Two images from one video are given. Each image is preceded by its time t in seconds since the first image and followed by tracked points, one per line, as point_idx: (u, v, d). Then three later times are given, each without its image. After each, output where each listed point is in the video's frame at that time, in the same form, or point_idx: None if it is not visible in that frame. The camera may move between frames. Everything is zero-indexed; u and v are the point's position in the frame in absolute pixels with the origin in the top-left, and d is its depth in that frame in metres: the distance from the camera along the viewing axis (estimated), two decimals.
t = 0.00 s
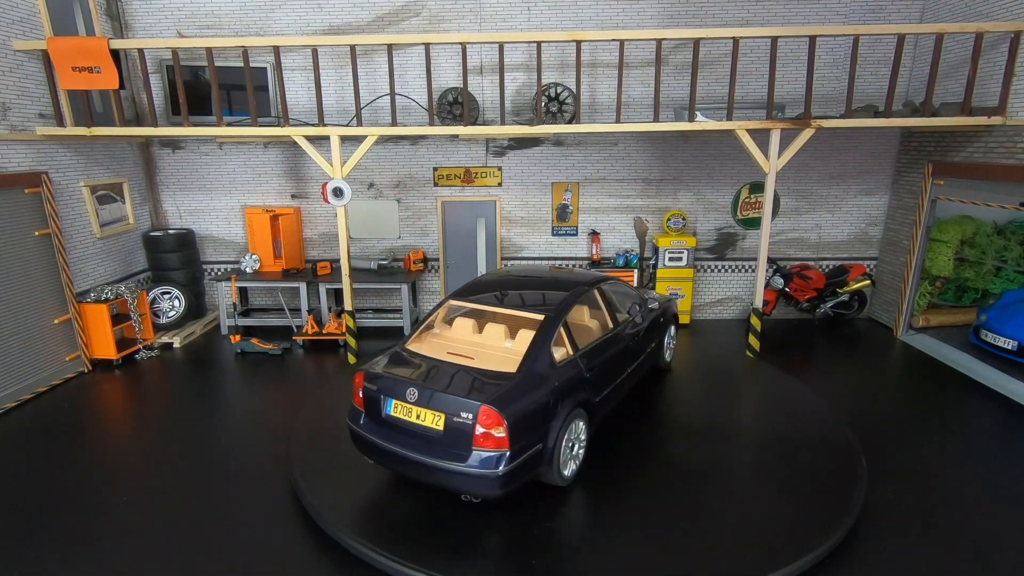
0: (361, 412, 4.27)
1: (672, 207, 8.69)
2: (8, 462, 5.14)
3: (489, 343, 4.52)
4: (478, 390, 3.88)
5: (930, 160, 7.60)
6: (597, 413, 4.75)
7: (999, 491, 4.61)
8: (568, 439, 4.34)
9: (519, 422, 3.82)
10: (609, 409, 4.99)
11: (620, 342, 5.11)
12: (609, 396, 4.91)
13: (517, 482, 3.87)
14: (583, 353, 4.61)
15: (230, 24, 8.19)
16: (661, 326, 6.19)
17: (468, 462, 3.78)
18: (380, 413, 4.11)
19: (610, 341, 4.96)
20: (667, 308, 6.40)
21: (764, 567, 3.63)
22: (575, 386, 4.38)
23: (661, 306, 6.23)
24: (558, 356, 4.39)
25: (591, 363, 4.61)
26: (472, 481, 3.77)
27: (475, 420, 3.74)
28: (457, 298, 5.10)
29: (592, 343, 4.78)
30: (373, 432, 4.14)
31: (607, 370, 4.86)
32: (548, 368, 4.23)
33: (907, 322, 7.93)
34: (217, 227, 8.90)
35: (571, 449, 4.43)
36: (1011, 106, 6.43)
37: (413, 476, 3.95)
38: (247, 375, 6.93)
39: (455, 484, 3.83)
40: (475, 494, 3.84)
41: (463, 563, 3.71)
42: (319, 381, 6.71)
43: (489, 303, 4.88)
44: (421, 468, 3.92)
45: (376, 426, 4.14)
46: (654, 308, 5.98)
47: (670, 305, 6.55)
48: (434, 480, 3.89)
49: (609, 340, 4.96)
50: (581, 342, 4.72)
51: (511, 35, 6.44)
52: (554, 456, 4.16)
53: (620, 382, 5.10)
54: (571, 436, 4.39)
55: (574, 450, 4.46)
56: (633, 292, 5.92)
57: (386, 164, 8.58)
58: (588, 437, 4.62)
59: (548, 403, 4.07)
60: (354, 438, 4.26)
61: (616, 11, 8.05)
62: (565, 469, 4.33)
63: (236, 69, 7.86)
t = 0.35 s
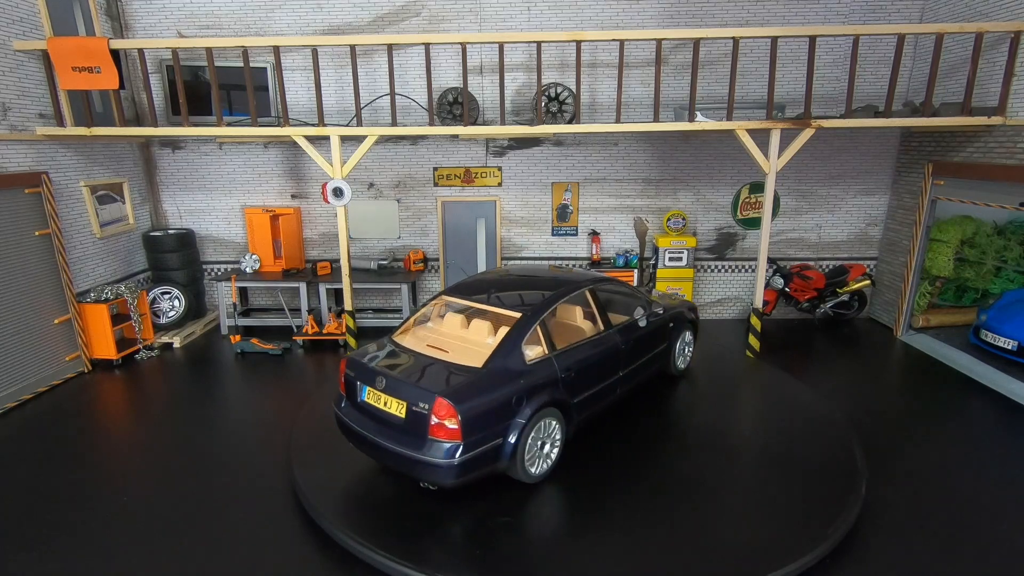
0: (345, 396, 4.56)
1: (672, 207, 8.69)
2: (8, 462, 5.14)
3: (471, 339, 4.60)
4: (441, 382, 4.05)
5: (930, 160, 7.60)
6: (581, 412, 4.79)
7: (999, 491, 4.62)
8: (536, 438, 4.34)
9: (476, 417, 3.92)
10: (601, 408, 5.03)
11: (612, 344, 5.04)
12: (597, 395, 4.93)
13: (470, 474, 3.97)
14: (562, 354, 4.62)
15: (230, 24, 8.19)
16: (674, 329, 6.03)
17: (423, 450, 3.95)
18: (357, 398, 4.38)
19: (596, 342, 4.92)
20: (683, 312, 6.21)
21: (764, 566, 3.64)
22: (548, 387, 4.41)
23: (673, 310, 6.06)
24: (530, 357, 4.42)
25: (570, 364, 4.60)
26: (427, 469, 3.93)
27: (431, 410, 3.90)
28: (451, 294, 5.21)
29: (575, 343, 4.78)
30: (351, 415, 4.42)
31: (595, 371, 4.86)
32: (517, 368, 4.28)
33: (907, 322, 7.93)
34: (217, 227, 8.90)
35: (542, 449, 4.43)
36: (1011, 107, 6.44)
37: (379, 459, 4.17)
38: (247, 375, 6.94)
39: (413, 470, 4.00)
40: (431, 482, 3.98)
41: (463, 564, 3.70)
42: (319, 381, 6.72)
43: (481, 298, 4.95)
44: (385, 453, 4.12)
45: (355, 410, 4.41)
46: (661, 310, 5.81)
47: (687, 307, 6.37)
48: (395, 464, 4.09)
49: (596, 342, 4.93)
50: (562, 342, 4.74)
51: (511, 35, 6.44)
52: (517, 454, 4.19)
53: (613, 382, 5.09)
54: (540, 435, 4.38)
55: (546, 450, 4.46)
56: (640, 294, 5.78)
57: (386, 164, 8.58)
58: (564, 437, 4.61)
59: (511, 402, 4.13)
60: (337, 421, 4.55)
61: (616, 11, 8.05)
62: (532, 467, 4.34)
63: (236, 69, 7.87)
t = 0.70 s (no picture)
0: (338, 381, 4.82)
1: (672, 207, 8.69)
2: (8, 462, 5.14)
3: (454, 333, 4.68)
4: (413, 373, 4.19)
5: (930, 160, 7.60)
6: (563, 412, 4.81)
7: (999, 491, 4.61)
8: (506, 434, 4.40)
9: (439, 408, 4.03)
10: (590, 407, 5.06)
11: (601, 348, 4.99)
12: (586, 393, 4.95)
13: (432, 461, 4.10)
14: (541, 353, 4.63)
15: (230, 24, 8.19)
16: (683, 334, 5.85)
17: (387, 436, 4.11)
18: (344, 383, 4.63)
19: (582, 346, 4.88)
20: (697, 319, 5.99)
21: (764, 566, 3.64)
22: (524, 385, 4.43)
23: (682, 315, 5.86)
24: (504, 355, 4.43)
25: (549, 364, 4.61)
26: (390, 454, 4.09)
27: (395, 398, 4.06)
28: (449, 291, 5.27)
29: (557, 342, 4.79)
30: (338, 398, 4.67)
31: (581, 372, 4.85)
32: (489, 365, 4.33)
33: (907, 322, 7.93)
34: (217, 227, 8.90)
35: (513, 446, 4.49)
36: (1011, 107, 6.44)
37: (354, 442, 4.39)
38: (247, 375, 6.93)
39: (380, 455, 4.17)
40: (396, 467, 4.15)
41: (463, 564, 3.70)
42: (319, 381, 6.72)
43: (477, 297, 4.97)
44: (359, 437, 4.33)
45: (342, 394, 4.67)
46: (664, 316, 5.64)
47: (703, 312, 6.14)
48: (367, 448, 4.28)
49: (583, 346, 4.89)
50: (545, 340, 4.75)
51: (511, 35, 6.44)
52: (483, 447, 4.27)
53: (605, 383, 5.08)
54: (511, 432, 4.44)
55: (518, 446, 4.52)
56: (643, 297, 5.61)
57: (386, 164, 8.58)
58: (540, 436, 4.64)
59: (479, 396, 4.20)
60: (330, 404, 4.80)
61: (616, 11, 8.05)
62: (500, 461, 4.41)
63: (236, 69, 7.87)
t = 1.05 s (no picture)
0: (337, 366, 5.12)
1: (672, 207, 8.70)
2: (8, 462, 5.14)
3: (441, 326, 4.86)
4: (390, 362, 4.42)
5: (930, 160, 7.59)
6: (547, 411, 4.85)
7: (999, 491, 4.61)
8: (478, 428, 4.52)
9: (407, 396, 4.23)
10: (581, 411, 5.08)
11: (590, 350, 4.96)
12: (571, 396, 4.95)
13: (403, 445, 4.33)
14: (522, 350, 4.69)
15: (230, 24, 8.19)
16: (689, 340, 5.66)
17: (362, 419, 4.36)
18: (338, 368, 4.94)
19: (566, 347, 4.87)
20: (707, 324, 5.78)
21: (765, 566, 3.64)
22: (497, 379, 4.52)
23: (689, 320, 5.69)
24: (479, 351, 4.55)
25: (527, 361, 4.66)
26: (364, 436, 4.34)
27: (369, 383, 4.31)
28: (448, 288, 5.34)
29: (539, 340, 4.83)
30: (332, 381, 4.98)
31: (566, 373, 4.86)
32: (460, 359, 4.47)
33: (907, 322, 7.93)
34: (217, 227, 8.90)
35: (487, 440, 4.60)
36: (1011, 106, 6.45)
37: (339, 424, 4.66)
38: (247, 375, 6.93)
39: (357, 436, 4.42)
40: (370, 449, 4.39)
41: (463, 564, 3.70)
42: (320, 381, 6.72)
43: (475, 297, 4.99)
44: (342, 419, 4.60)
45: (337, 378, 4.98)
46: (665, 320, 5.49)
47: (718, 318, 5.90)
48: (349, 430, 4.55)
49: (568, 347, 4.88)
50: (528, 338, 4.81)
51: (511, 35, 6.44)
52: (455, 437, 4.42)
53: (594, 387, 5.06)
54: (485, 426, 4.55)
55: (492, 441, 4.62)
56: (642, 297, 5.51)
57: (386, 164, 8.59)
58: (517, 433, 4.72)
59: (451, 388, 4.35)
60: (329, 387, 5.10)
61: (616, 11, 8.05)
62: (473, 453, 4.55)
63: (236, 69, 7.86)
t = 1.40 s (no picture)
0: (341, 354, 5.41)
1: (672, 207, 8.69)
2: (9, 462, 5.15)
3: (432, 320, 5.02)
4: (373, 353, 4.64)
5: (930, 160, 7.59)
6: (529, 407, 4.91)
7: (999, 491, 4.61)
8: (457, 421, 4.69)
9: (381, 385, 4.44)
10: (568, 412, 5.10)
11: (577, 352, 4.95)
12: (556, 396, 4.96)
13: (384, 432, 4.55)
14: (502, 347, 4.77)
15: (230, 24, 8.19)
16: (693, 345, 5.49)
17: (343, 404, 4.62)
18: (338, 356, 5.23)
19: (551, 348, 4.89)
20: (715, 331, 5.59)
21: (765, 566, 3.64)
22: (473, 374, 4.62)
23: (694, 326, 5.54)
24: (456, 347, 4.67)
25: (509, 357, 4.73)
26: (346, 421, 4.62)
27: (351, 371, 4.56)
28: (450, 287, 5.41)
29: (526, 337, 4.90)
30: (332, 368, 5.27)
31: (552, 374, 4.88)
32: (437, 352, 4.62)
33: (907, 322, 7.93)
34: (217, 227, 8.90)
35: (466, 434, 4.76)
36: (1011, 106, 6.45)
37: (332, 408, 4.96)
38: (247, 375, 6.93)
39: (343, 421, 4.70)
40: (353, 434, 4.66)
41: (462, 565, 3.70)
42: (319, 381, 6.73)
43: (469, 296, 5.04)
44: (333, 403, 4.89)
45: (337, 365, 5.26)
46: (665, 325, 5.38)
47: (729, 327, 5.70)
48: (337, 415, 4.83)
49: (553, 348, 4.90)
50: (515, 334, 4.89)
51: (511, 35, 6.44)
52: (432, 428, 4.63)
53: (582, 390, 5.04)
54: (463, 420, 4.71)
55: (470, 435, 4.78)
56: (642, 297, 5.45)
57: (386, 164, 8.59)
58: (496, 432, 4.85)
59: (426, 380, 4.53)
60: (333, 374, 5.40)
61: (616, 11, 8.05)
62: (451, 445, 4.73)
63: (236, 69, 7.86)
